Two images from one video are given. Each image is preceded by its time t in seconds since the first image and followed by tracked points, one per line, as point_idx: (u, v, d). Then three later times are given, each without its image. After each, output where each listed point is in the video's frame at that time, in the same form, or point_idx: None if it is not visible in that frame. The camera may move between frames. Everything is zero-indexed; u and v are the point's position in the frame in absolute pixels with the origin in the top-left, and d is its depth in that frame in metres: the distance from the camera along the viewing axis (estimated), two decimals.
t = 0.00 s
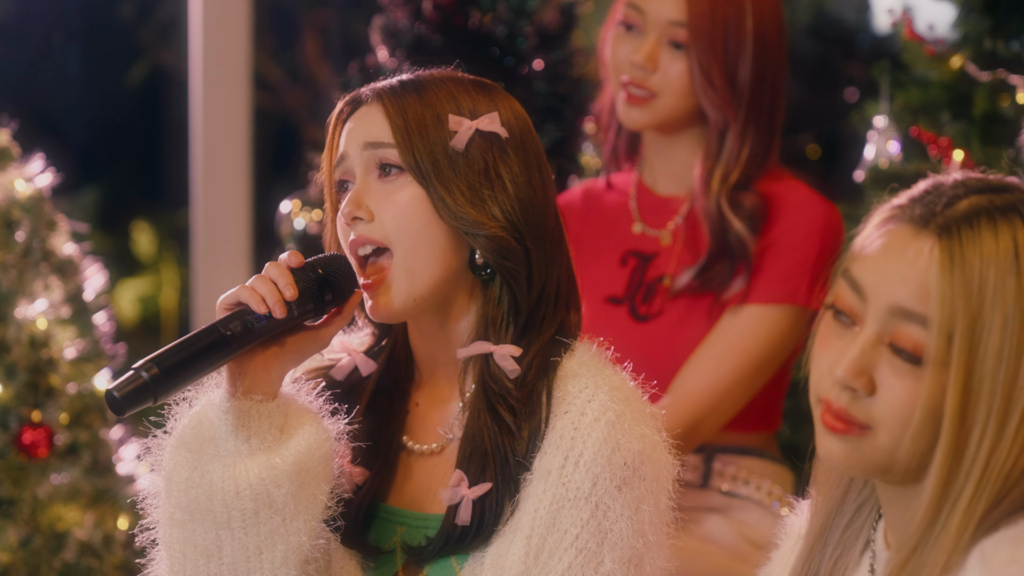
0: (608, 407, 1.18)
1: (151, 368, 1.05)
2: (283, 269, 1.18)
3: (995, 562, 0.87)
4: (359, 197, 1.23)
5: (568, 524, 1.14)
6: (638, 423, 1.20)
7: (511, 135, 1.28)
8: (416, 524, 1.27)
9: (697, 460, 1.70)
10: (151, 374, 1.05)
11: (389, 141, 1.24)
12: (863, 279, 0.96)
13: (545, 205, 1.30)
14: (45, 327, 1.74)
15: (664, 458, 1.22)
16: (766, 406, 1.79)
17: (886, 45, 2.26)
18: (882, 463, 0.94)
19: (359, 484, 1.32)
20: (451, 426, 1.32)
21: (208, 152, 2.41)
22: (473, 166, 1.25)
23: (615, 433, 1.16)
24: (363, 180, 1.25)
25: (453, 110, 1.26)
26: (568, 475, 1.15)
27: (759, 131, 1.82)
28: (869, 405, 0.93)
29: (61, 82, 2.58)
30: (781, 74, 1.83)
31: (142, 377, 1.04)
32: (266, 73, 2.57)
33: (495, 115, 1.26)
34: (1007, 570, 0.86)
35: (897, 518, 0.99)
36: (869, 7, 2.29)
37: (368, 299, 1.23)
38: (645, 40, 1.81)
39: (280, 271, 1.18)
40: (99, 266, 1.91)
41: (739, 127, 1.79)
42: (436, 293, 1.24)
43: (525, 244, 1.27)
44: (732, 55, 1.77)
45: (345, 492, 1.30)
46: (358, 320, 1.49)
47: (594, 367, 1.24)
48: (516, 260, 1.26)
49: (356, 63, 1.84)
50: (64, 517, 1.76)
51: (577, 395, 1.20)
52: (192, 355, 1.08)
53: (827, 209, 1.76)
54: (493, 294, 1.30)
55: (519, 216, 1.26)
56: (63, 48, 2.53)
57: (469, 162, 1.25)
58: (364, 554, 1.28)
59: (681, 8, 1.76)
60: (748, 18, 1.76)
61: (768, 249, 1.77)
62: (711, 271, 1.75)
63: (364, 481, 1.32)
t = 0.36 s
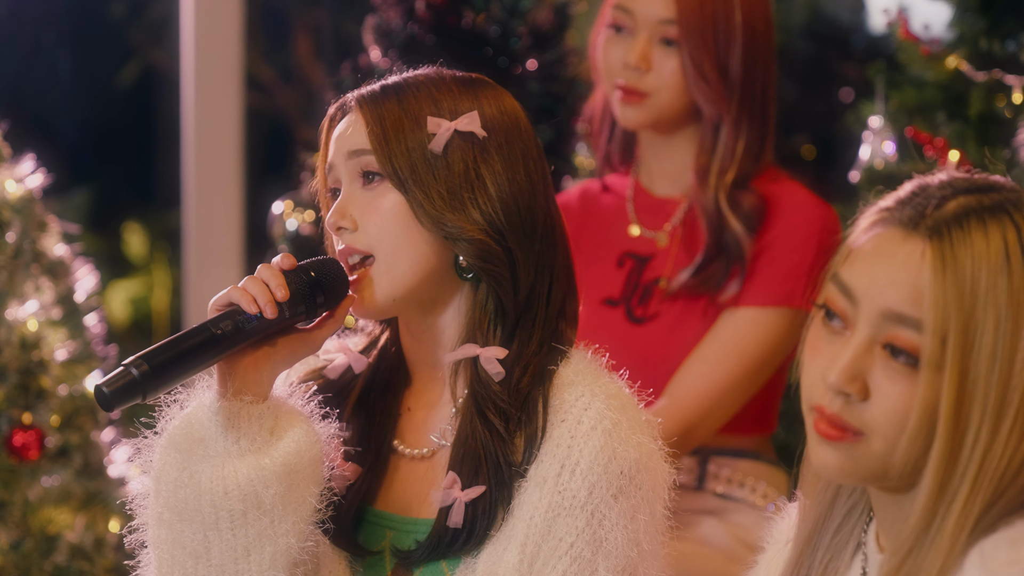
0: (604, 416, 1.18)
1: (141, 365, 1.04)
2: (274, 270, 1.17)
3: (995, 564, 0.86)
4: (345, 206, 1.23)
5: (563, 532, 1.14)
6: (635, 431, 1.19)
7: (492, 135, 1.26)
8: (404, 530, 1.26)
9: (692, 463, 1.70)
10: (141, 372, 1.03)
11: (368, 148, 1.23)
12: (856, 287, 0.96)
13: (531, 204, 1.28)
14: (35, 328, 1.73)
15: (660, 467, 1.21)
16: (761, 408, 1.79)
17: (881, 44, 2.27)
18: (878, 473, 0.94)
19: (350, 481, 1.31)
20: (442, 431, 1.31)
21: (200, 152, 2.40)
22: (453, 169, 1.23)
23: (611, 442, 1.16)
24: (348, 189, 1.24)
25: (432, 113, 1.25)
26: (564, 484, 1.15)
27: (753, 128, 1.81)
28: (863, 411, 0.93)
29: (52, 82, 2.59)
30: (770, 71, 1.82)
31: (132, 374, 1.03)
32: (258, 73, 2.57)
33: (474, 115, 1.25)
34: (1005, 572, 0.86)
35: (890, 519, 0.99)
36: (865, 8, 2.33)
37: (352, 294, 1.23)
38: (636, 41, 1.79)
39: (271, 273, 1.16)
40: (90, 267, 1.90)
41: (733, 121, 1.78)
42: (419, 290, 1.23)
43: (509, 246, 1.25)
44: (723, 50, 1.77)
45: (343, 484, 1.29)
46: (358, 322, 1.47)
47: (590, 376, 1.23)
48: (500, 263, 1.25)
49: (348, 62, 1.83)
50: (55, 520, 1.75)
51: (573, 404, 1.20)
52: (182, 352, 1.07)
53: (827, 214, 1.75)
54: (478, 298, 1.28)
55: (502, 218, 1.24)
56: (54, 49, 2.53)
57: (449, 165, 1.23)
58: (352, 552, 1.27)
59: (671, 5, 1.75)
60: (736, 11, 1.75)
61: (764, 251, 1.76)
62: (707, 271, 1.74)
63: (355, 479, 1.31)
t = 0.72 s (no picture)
0: (611, 419, 1.18)
1: (145, 374, 1.03)
2: (277, 275, 1.16)
3: (997, 564, 0.87)
4: (359, 206, 1.21)
5: (569, 536, 1.13)
6: (641, 433, 1.20)
7: (501, 126, 1.28)
8: (409, 530, 1.25)
9: (691, 464, 1.69)
10: (145, 380, 1.03)
11: (383, 144, 1.23)
12: (864, 287, 0.96)
13: (539, 191, 1.31)
14: (30, 328, 1.72)
15: (666, 468, 1.22)
16: (762, 411, 1.78)
17: (880, 43, 2.25)
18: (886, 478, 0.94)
19: (353, 490, 1.30)
20: (447, 430, 1.30)
21: (195, 151, 2.39)
22: (470, 161, 1.24)
23: (618, 444, 1.16)
24: (360, 189, 1.23)
25: (442, 108, 1.25)
26: (571, 486, 1.15)
27: (753, 126, 1.80)
28: (874, 410, 0.93)
29: (46, 82, 2.52)
30: (771, 70, 1.81)
31: (136, 383, 1.02)
32: (254, 71, 2.56)
33: (484, 107, 1.26)
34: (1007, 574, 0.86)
35: (891, 518, 0.99)
36: (864, 8, 2.33)
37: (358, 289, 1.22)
38: (635, 38, 1.79)
39: (274, 278, 1.16)
40: (85, 267, 1.89)
41: (731, 117, 1.77)
42: (434, 281, 1.22)
43: (529, 233, 1.27)
44: (720, 46, 1.76)
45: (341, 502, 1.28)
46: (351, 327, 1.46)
47: (596, 377, 1.24)
48: (521, 251, 1.26)
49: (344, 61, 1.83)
50: (50, 521, 1.74)
51: (580, 405, 1.20)
52: (186, 360, 1.06)
53: (830, 218, 1.74)
54: (495, 286, 1.29)
55: (518, 205, 1.26)
56: (47, 48, 2.46)
57: (466, 157, 1.24)
58: (354, 559, 1.26)
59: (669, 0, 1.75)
60: (734, 6, 1.74)
61: (768, 255, 1.75)
62: (710, 271, 1.74)
63: (358, 487, 1.30)
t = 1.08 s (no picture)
0: (612, 414, 1.17)
1: (147, 365, 1.02)
2: (280, 268, 1.15)
3: (1004, 558, 0.86)
4: (352, 199, 1.21)
5: (571, 531, 1.12)
6: (643, 430, 1.19)
7: (496, 119, 1.26)
8: (411, 526, 1.24)
9: (693, 460, 1.68)
10: (147, 372, 1.02)
11: (375, 138, 1.22)
12: (854, 285, 0.97)
13: (535, 184, 1.29)
14: (27, 323, 1.71)
15: (668, 465, 1.21)
16: (764, 406, 1.77)
17: (882, 36, 2.24)
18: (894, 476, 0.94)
19: (354, 486, 1.29)
20: (449, 425, 1.29)
21: (191, 145, 2.38)
22: (462, 153, 1.23)
23: (620, 440, 1.16)
24: (353, 183, 1.22)
25: (436, 101, 1.24)
26: (572, 482, 1.14)
27: (755, 126, 1.79)
28: (875, 408, 0.93)
29: (43, 76, 2.54)
30: (776, 66, 1.79)
31: (137, 374, 1.01)
32: (252, 65, 2.54)
33: (478, 100, 1.25)
34: (1014, 567, 0.85)
35: (896, 513, 0.99)
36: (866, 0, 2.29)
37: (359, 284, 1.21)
38: (638, 29, 1.78)
39: (277, 271, 1.14)
40: (83, 262, 1.88)
41: (733, 117, 1.76)
42: (430, 277, 1.22)
43: (520, 227, 1.25)
44: (722, 40, 1.74)
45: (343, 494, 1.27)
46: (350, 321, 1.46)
47: (597, 373, 1.22)
48: (512, 245, 1.25)
49: (343, 54, 1.82)
50: (47, 516, 1.73)
51: (582, 401, 1.19)
52: (187, 353, 1.05)
53: (833, 210, 1.74)
54: (488, 281, 1.28)
55: (510, 199, 1.25)
56: (45, 42, 2.50)
57: (457, 150, 1.23)
58: (355, 555, 1.25)
59: None
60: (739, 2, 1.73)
61: (771, 249, 1.74)
62: (713, 266, 1.73)
63: (359, 483, 1.29)
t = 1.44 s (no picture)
0: (618, 409, 1.16)
1: (148, 358, 1.01)
2: (282, 261, 1.13)
3: (1004, 554, 0.87)
4: (349, 193, 1.21)
5: (575, 526, 1.12)
6: (649, 425, 1.17)
7: (497, 116, 1.24)
8: (417, 522, 1.23)
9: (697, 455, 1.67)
10: (148, 364, 1.01)
11: (375, 133, 1.21)
12: (845, 268, 0.98)
13: (537, 183, 1.27)
14: (29, 319, 1.70)
15: (674, 461, 1.20)
16: (767, 400, 1.75)
17: (888, 31, 2.24)
18: (894, 459, 0.94)
19: (359, 481, 1.28)
20: (455, 421, 1.29)
21: (196, 140, 2.37)
22: (460, 151, 1.21)
23: (625, 435, 1.14)
24: (352, 177, 1.22)
25: (437, 97, 1.23)
26: (577, 477, 1.13)
27: (758, 122, 1.78)
28: (875, 389, 0.93)
29: (45, 71, 2.51)
30: (780, 62, 1.79)
31: (138, 366, 1.00)
32: (256, 59, 2.54)
33: (479, 96, 1.23)
34: (1014, 561, 0.86)
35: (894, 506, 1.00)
36: None
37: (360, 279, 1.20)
38: (642, 22, 1.77)
39: (279, 264, 1.13)
40: (85, 257, 1.87)
41: (737, 110, 1.75)
42: (429, 274, 1.21)
43: (517, 226, 1.23)
44: (729, 36, 1.73)
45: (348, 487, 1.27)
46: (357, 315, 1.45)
47: (605, 369, 1.21)
48: (508, 245, 1.23)
49: (347, 49, 1.81)
50: (50, 513, 1.72)
51: (588, 396, 1.18)
52: (188, 347, 1.04)
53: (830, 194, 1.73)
54: (485, 282, 1.26)
55: (509, 197, 1.23)
56: (47, 36, 2.46)
57: (456, 148, 1.21)
58: (360, 548, 1.25)
59: None
60: None
61: (772, 241, 1.73)
62: (712, 261, 1.72)
63: (364, 478, 1.28)
